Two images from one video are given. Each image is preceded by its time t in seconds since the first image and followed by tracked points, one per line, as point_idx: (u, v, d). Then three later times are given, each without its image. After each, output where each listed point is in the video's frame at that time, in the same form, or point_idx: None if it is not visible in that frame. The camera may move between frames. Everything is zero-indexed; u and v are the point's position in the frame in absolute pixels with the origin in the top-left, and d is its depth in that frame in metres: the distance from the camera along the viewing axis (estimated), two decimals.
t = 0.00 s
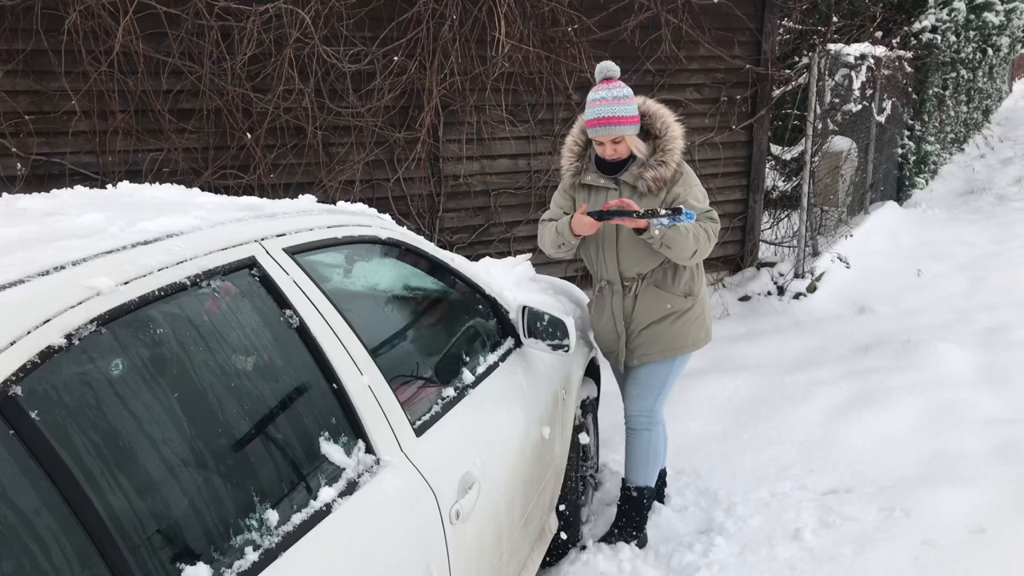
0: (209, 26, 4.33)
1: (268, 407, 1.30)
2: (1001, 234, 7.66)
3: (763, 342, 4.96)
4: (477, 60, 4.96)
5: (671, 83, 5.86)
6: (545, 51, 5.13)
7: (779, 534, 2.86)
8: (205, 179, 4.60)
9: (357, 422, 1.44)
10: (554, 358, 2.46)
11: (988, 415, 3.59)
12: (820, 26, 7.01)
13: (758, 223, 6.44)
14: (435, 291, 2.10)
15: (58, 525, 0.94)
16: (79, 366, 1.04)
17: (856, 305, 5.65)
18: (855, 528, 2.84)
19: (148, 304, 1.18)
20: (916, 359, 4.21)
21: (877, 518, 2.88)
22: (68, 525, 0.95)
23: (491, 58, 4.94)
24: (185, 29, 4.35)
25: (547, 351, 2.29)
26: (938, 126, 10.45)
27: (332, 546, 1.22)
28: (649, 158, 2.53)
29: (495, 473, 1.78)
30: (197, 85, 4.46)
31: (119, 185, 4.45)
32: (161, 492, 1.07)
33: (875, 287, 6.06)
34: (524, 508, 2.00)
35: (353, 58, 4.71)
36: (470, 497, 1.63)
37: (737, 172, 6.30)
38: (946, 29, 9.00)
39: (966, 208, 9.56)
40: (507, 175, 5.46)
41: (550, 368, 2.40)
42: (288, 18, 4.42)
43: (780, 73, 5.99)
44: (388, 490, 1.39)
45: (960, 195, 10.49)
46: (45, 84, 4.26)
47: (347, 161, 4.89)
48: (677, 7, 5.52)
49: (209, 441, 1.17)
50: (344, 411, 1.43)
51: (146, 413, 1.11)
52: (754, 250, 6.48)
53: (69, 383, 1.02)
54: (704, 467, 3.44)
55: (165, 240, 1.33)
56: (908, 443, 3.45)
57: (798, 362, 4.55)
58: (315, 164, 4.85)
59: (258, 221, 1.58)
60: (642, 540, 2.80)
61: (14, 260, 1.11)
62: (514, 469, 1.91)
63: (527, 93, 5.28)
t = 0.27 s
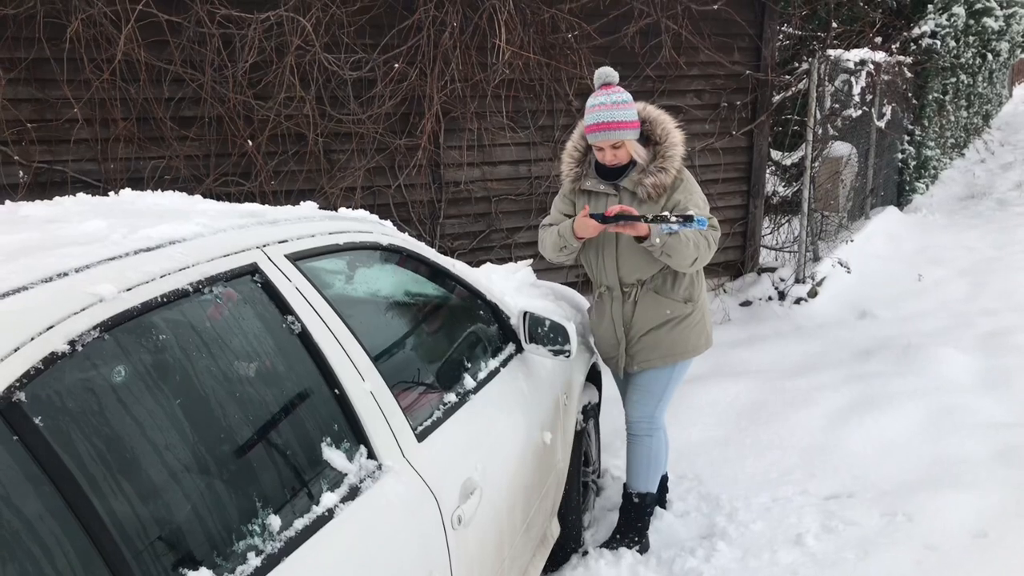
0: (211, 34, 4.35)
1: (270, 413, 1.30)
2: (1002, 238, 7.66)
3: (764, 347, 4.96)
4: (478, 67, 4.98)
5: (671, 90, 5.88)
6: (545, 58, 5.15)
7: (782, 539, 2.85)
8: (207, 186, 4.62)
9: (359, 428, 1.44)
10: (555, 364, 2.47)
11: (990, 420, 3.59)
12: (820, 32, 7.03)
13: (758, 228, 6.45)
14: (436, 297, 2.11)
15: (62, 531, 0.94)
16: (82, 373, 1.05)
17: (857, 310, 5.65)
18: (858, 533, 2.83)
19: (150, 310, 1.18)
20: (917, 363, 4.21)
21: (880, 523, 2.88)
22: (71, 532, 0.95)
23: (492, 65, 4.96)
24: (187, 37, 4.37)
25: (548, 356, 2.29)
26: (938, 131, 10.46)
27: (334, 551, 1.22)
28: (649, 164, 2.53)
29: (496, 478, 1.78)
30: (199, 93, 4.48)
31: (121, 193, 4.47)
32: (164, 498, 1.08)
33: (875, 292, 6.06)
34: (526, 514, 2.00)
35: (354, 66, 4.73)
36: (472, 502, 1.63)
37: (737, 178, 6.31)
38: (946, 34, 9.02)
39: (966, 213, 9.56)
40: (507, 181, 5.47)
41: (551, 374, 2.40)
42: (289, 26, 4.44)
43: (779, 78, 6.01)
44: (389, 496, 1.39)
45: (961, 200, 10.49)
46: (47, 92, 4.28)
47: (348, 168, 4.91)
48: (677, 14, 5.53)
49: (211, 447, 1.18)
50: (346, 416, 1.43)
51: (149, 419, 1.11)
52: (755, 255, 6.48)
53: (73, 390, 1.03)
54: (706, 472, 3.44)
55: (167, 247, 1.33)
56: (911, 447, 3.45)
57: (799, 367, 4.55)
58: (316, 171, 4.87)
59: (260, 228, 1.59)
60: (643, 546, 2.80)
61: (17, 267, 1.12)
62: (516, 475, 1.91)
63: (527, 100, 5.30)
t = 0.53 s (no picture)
0: (211, 35, 4.36)
1: (272, 414, 1.30)
2: (1003, 239, 7.66)
3: (765, 347, 4.96)
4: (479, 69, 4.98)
5: (672, 90, 5.88)
6: (546, 59, 5.14)
7: (783, 540, 2.85)
8: (208, 188, 4.63)
9: (359, 428, 1.45)
10: (556, 364, 2.47)
11: (992, 420, 3.59)
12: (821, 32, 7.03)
13: (759, 228, 6.45)
14: (437, 298, 2.11)
15: (63, 532, 0.95)
16: (83, 373, 1.05)
17: (857, 310, 5.65)
18: (859, 534, 2.83)
19: (151, 312, 1.18)
20: (918, 364, 4.21)
21: (882, 524, 2.87)
22: (72, 532, 0.95)
23: (492, 66, 4.96)
24: (188, 38, 4.38)
25: (549, 357, 2.30)
26: (939, 132, 10.45)
27: (335, 552, 1.22)
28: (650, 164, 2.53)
29: (497, 479, 1.78)
30: (200, 94, 4.49)
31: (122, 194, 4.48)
32: (165, 499, 1.08)
33: (876, 292, 6.06)
34: (526, 514, 2.00)
35: (355, 67, 4.73)
36: (473, 502, 1.63)
37: (738, 178, 6.32)
38: (947, 34, 9.01)
39: (967, 213, 9.55)
40: (508, 182, 5.48)
41: (552, 374, 2.40)
42: (290, 27, 4.44)
43: (780, 79, 6.00)
44: (390, 497, 1.39)
45: (962, 200, 10.48)
46: (49, 94, 4.29)
47: (348, 169, 4.92)
48: (678, 15, 5.52)
49: (212, 448, 1.18)
50: (347, 417, 1.43)
51: (150, 419, 1.12)
52: (756, 256, 6.48)
53: (74, 390, 1.03)
54: (706, 473, 3.44)
55: (168, 248, 1.34)
56: (912, 448, 3.45)
57: (800, 368, 4.55)
58: (317, 172, 4.87)
59: (261, 230, 1.59)
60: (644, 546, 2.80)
61: (18, 269, 1.13)
62: (517, 475, 1.91)
63: (528, 101, 5.31)
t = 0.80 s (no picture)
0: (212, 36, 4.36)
1: (272, 414, 1.30)
2: (1004, 237, 7.65)
3: (766, 346, 4.96)
4: (479, 68, 4.98)
5: (672, 89, 5.87)
6: (547, 58, 5.13)
7: (784, 539, 2.85)
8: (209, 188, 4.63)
9: (360, 428, 1.45)
10: (556, 364, 2.47)
11: (993, 419, 3.58)
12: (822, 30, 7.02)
13: (760, 227, 6.45)
14: (438, 298, 2.11)
15: (64, 532, 0.95)
16: (84, 373, 1.05)
17: (859, 309, 5.65)
18: (861, 533, 2.82)
19: (152, 312, 1.18)
20: (920, 362, 4.20)
21: (883, 522, 2.87)
22: (73, 532, 0.95)
23: (493, 65, 4.96)
24: (188, 39, 4.38)
25: (550, 356, 2.29)
26: (940, 130, 10.43)
27: (335, 552, 1.22)
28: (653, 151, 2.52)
29: (498, 478, 1.78)
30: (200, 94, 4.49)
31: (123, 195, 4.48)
32: (166, 499, 1.08)
33: (878, 291, 6.05)
34: (527, 514, 2.00)
35: (355, 67, 4.73)
36: (474, 502, 1.63)
37: (739, 177, 6.31)
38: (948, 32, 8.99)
39: (969, 212, 9.54)
40: (509, 181, 5.48)
41: (552, 373, 2.40)
42: (290, 27, 4.45)
43: (781, 78, 6.00)
44: (391, 496, 1.39)
45: (964, 198, 10.46)
46: (50, 95, 4.29)
47: (349, 169, 4.92)
48: (678, 14, 5.52)
49: (214, 448, 1.18)
50: (347, 418, 1.43)
51: (151, 420, 1.12)
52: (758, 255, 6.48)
53: (75, 391, 1.03)
54: (708, 472, 3.43)
55: (168, 248, 1.34)
56: (913, 446, 3.45)
57: (802, 367, 4.54)
58: (318, 172, 4.88)
59: (261, 230, 1.59)
60: (646, 545, 2.80)
61: (19, 269, 1.13)
62: (518, 475, 1.91)
63: (528, 100, 5.31)
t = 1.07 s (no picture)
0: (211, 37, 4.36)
1: (270, 416, 1.30)
2: (1003, 237, 7.66)
3: (765, 346, 4.96)
4: (477, 69, 4.99)
5: (671, 90, 5.88)
6: (545, 58, 5.14)
7: (783, 539, 2.85)
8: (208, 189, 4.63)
9: (358, 429, 1.45)
10: (555, 364, 2.47)
11: (992, 418, 3.59)
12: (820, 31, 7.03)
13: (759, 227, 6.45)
14: (436, 299, 2.11)
15: (62, 535, 0.95)
16: (82, 375, 1.05)
17: (857, 309, 5.65)
18: (860, 533, 2.83)
19: (150, 314, 1.18)
20: (918, 362, 4.21)
21: (882, 522, 2.87)
22: (71, 534, 0.95)
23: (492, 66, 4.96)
24: (187, 40, 4.38)
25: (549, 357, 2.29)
26: (938, 130, 10.44)
27: (333, 553, 1.22)
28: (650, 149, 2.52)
29: (497, 479, 1.78)
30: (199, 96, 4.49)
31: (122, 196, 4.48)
32: (163, 501, 1.08)
33: (876, 291, 6.06)
34: (526, 515, 2.00)
35: (354, 68, 4.74)
36: (473, 503, 1.63)
37: (737, 178, 6.32)
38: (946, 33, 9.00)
39: (967, 212, 9.54)
40: (508, 182, 5.48)
41: (551, 374, 2.40)
42: (289, 29, 4.45)
43: (779, 78, 6.00)
44: (389, 497, 1.39)
45: (962, 198, 10.47)
46: (48, 96, 4.29)
47: (348, 170, 4.92)
48: (677, 15, 5.53)
49: (212, 450, 1.18)
50: (346, 419, 1.43)
51: (149, 421, 1.12)
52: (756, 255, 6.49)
53: (72, 393, 1.03)
54: (707, 472, 3.43)
55: (166, 250, 1.34)
56: (912, 446, 3.45)
57: (801, 367, 4.54)
58: (316, 173, 4.88)
59: (260, 231, 1.59)
60: (645, 545, 2.80)
61: (17, 271, 1.13)
62: (516, 475, 1.91)
63: (527, 101, 5.31)
